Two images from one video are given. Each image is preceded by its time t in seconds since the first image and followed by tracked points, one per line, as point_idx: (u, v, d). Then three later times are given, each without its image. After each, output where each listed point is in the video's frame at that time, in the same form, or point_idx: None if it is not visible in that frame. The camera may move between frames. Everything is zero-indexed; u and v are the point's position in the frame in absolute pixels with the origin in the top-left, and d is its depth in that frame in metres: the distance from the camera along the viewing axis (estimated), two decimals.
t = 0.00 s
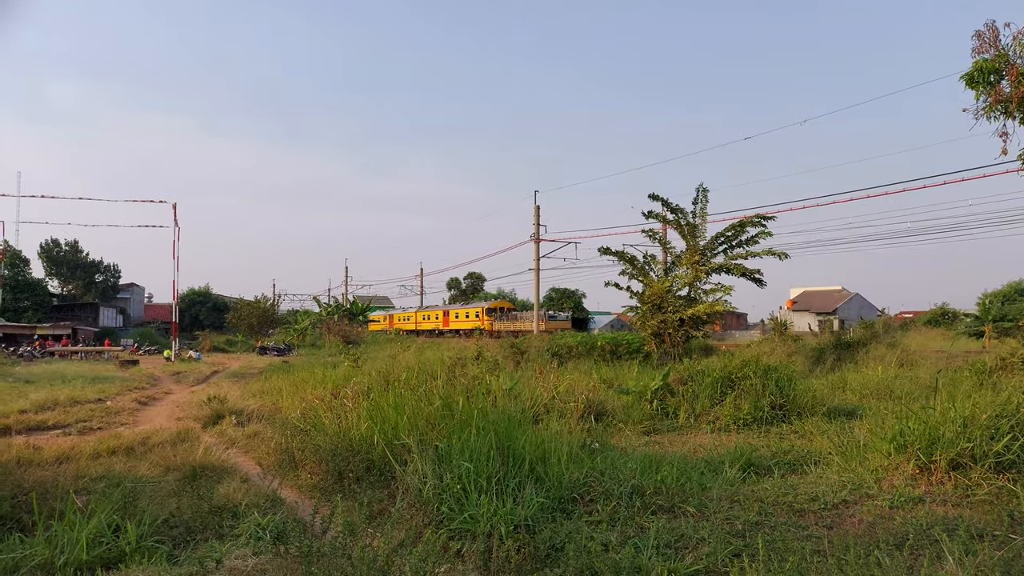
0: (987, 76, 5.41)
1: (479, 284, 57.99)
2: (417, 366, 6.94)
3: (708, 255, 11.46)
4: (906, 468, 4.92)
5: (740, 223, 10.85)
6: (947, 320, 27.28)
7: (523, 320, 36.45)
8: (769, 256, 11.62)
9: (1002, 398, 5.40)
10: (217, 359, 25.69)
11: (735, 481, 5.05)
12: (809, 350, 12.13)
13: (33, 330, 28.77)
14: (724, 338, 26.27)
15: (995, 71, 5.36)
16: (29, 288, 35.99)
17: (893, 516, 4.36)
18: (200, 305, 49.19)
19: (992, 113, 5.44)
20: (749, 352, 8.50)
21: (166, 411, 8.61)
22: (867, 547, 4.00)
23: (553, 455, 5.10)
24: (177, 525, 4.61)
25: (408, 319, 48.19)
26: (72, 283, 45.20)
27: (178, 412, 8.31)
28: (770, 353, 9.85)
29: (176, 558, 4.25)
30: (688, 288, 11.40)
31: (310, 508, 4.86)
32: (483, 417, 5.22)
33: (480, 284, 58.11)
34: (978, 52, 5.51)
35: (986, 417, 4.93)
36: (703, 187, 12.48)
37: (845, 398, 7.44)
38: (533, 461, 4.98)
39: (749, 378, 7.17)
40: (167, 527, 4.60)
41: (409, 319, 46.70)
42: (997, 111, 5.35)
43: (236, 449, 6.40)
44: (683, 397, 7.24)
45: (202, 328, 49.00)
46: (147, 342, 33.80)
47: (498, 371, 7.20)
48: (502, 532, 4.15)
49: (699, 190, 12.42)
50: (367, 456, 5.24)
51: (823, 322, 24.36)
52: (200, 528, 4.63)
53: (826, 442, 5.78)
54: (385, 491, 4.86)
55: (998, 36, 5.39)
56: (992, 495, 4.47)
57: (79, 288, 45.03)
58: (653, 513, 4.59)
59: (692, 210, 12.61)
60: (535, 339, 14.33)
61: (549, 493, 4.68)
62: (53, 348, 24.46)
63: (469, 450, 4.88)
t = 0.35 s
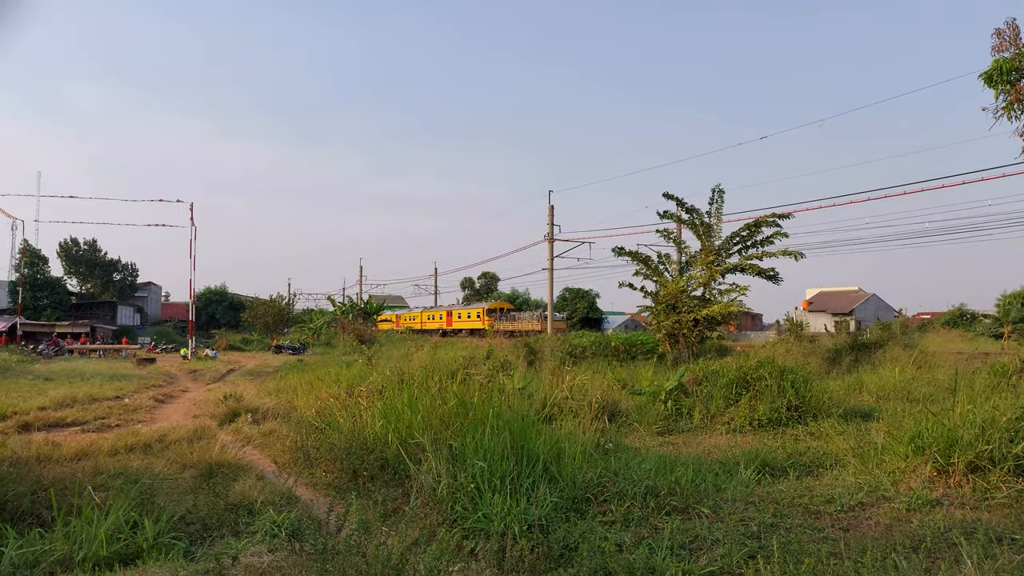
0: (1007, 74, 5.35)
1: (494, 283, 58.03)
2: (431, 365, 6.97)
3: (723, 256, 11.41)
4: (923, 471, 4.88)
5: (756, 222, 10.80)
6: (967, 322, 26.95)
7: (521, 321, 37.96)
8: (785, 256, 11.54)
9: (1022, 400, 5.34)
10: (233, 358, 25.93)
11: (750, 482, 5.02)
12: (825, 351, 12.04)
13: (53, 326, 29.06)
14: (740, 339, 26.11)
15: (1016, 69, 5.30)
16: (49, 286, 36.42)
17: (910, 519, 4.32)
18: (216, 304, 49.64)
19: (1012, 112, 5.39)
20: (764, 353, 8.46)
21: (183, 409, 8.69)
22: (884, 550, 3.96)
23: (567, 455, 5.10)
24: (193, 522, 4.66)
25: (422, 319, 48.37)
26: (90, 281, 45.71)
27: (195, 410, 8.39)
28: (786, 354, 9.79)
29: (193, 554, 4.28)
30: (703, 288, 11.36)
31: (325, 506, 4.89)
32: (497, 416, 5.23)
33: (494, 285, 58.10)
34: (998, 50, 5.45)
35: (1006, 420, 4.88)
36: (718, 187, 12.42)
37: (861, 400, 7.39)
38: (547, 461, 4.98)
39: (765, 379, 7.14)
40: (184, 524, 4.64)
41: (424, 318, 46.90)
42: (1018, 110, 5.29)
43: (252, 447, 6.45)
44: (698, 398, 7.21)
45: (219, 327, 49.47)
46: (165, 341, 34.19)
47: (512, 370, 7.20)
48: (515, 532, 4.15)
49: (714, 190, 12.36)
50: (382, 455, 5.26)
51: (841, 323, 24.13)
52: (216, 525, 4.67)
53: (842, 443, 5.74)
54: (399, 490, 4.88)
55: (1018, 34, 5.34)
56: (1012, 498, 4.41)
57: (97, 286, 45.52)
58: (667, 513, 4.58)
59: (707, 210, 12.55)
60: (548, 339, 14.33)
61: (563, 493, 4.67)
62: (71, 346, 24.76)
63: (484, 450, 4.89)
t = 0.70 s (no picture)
0: None
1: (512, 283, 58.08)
2: (445, 363, 6.99)
3: (738, 254, 11.36)
4: (940, 471, 4.84)
5: (771, 220, 10.75)
6: (984, 321, 26.67)
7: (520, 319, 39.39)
8: (800, 255, 11.47)
9: None
10: (248, 355, 26.16)
11: (764, 481, 5.01)
12: (840, 351, 11.95)
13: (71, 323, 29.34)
14: (755, 338, 25.98)
15: None
16: (66, 284, 36.79)
17: (927, 520, 4.29)
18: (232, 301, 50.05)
19: None
20: (779, 352, 8.43)
21: (198, 406, 8.76)
22: (899, 551, 3.94)
23: (581, 453, 5.10)
24: (209, 518, 4.70)
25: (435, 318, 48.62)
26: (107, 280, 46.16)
27: (210, 407, 8.46)
28: (801, 353, 9.72)
29: (208, 550, 4.32)
30: (717, 287, 11.32)
31: (339, 503, 4.92)
32: (510, 414, 5.24)
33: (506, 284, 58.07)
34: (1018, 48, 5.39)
35: None
36: (731, 186, 12.37)
37: (877, 400, 7.34)
38: (560, 459, 4.98)
39: (779, 379, 7.11)
40: (199, 519, 4.68)
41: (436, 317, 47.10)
42: None
43: (266, 444, 6.50)
44: (712, 397, 7.19)
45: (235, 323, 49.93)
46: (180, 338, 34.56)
47: (525, 368, 7.21)
48: (528, 530, 4.16)
49: (728, 189, 12.30)
50: (395, 453, 5.29)
51: (857, 322, 23.92)
52: (232, 521, 4.71)
53: (858, 444, 5.70)
54: (412, 487, 4.90)
55: None
56: None
57: (115, 284, 46.05)
58: (681, 513, 4.57)
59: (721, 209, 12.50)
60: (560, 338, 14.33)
61: (576, 491, 4.67)
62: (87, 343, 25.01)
63: (497, 448, 4.90)
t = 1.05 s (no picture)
0: None
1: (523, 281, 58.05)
2: (458, 360, 7.02)
3: (752, 251, 11.31)
4: (957, 470, 4.81)
5: (785, 217, 10.69)
6: (1001, 319, 26.39)
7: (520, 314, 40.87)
8: (814, 252, 11.40)
9: None
10: (262, 352, 26.37)
11: (779, 479, 4.99)
12: (855, 349, 11.87)
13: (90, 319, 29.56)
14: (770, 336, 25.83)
15: None
16: (83, 281, 37.14)
17: (944, 518, 4.26)
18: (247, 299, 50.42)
19: None
20: (794, 349, 8.39)
21: (214, 401, 8.83)
22: (916, 550, 3.91)
23: (594, 451, 5.10)
24: (225, 513, 4.75)
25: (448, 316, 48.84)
26: (124, 277, 46.51)
27: (225, 403, 8.53)
28: (815, 351, 9.67)
29: (224, 544, 4.36)
30: (730, 285, 11.27)
31: (353, 499, 4.94)
32: (523, 411, 5.25)
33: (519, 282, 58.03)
34: None
35: None
36: (745, 183, 12.31)
37: (894, 398, 7.30)
38: (574, 456, 4.98)
39: (794, 376, 7.08)
40: (216, 514, 4.72)
41: (448, 314, 47.25)
42: None
43: (281, 440, 6.55)
44: (726, 395, 7.17)
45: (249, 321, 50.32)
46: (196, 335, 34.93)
47: (539, 365, 7.23)
48: (542, 526, 4.16)
49: (742, 186, 12.25)
50: (409, 449, 5.32)
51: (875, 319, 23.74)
52: (248, 516, 4.75)
53: (873, 442, 5.67)
54: (426, 484, 4.92)
55: None
56: None
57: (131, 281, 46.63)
58: (695, 510, 4.56)
59: (734, 206, 12.44)
60: (573, 335, 14.34)
61: (590, 488, 4.67)
62: (103, 339, 25.25)
63: (510, 444, 4.90)
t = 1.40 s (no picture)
0: None
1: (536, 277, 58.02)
2: (474, 356, 7.04)
3: (767, 246, 11.24)
4: (977, 466, 4.77)
5: (801, 211, 10.61)
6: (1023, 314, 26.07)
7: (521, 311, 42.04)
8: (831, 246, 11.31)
9: None
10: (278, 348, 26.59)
11: (796, 475, 4.97)
12: (872, 344, 11.78)
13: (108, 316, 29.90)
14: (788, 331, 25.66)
15: None
16: (102, 279, 37.48)
17: (963, 515, 4.22)
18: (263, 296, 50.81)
19: None
20: (810, 345, 8.34)
21: (231, 398, 8.92)
22: (935, 546, 3.88)
23: (609, 446, 5.10)
24: (243, 508, 4.79)
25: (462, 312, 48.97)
26: (142, 274, 46.95)
27: (242, 399, 8.61)
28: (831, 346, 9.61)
29: (243, 539, 4.40)
30: (746, 280, 11.22)
31: (370, 494, 4.98)
32: (538, 407, 5.26)
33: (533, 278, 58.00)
34: None
35: None
36: (759, 178, 12.24)
37: (912, 393, 7.24)
38: (589, 452, 4.99)
39: (811, 372, 7.05)
40: (234, 509, 4.77)
41: (462, 310, 47.38)
42: None
43: (298, 436, 6.60)
44: (742, 390, 7.15)
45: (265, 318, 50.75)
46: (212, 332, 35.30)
47: (555, 362, 7.23)
48: (558, 522, 4.17)
49: (756, 180, 12.17)
50: (425, 445, 5.34)
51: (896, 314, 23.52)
52: (266, 511, 4.80)
53: (891, 438, 5.63)
54: (442, 479, 4.95)
55: None
56: None
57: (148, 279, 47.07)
58: (711, 506, 4.55)
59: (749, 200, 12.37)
60: (587, 331, 14.34)
61: (605, 484, 4.68)
62: (120, 336, 25.53)
63: (525, 440, 4.91)
